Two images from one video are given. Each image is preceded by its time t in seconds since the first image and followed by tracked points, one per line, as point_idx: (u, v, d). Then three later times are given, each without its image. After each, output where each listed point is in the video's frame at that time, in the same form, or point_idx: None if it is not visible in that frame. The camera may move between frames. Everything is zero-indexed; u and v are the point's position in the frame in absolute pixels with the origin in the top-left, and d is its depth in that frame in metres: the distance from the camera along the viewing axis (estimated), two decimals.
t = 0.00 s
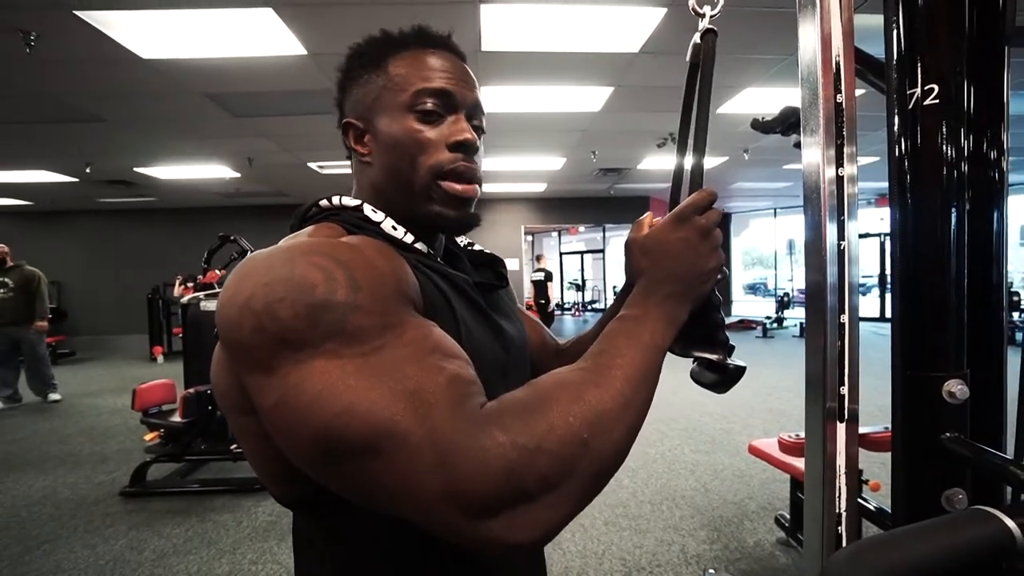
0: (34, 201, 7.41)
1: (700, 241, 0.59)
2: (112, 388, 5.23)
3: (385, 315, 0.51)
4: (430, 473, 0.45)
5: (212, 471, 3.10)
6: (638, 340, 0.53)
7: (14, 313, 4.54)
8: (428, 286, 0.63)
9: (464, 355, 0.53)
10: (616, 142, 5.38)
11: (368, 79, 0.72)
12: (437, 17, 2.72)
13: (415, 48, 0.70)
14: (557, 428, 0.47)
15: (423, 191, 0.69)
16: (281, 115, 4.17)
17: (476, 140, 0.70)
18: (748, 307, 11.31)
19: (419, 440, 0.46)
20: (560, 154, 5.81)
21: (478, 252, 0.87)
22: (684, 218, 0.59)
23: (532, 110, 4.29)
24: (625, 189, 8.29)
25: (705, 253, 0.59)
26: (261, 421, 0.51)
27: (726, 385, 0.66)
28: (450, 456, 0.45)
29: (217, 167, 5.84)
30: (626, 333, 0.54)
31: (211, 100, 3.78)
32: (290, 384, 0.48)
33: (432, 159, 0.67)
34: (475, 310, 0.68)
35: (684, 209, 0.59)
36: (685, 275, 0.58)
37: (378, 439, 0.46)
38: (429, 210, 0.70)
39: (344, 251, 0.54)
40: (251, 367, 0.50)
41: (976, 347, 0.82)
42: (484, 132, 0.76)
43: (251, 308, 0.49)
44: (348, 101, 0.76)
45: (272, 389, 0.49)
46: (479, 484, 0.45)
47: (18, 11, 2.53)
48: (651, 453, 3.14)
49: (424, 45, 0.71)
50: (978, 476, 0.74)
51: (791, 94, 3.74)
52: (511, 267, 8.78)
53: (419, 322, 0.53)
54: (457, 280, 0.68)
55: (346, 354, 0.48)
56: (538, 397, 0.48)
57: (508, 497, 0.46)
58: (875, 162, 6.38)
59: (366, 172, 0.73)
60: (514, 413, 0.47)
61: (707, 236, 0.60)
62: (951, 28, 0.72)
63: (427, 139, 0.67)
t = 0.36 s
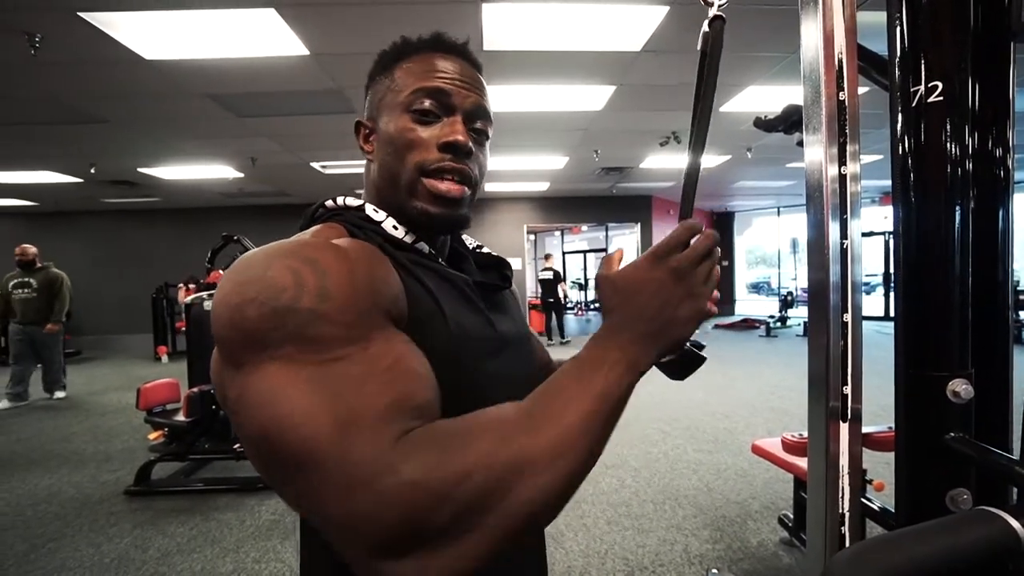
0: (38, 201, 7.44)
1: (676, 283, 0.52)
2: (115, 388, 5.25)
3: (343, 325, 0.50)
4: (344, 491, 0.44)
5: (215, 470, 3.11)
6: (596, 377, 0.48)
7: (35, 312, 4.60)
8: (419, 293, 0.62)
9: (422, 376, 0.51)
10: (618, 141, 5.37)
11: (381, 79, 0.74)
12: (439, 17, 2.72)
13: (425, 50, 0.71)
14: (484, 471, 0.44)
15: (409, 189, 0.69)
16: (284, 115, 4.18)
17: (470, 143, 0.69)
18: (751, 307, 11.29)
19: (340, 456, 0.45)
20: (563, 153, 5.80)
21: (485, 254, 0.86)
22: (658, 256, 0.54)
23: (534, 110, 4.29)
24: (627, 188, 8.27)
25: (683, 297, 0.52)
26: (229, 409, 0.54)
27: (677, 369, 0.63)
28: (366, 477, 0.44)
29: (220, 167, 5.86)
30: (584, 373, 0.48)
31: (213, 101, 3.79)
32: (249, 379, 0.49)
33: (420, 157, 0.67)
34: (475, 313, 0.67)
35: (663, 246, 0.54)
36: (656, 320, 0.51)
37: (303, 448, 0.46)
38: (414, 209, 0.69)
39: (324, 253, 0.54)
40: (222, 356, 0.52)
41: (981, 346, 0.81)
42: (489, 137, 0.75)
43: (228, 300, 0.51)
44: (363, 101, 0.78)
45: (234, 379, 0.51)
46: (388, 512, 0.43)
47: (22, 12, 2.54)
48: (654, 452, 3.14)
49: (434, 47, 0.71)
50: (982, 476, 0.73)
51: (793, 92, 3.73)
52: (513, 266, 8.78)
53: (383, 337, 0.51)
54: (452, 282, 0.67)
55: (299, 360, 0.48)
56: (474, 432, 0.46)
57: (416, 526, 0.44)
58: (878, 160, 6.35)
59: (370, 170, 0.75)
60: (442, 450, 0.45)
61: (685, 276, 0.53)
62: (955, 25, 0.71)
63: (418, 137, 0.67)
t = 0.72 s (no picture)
0: (43, 202, 7.48)
1: (618, 420, 0.43)
2: (119, 388, 5.27)
3: (284, 367, 0.50)
4: (212, 516, 0.45)
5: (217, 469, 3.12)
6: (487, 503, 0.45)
7: (48, 312, 4.64)
8: (409, 291, 0.62)
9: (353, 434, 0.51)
10: (620, 141, 5.36)
11: (392, 83, 0.73)
12: (442, 18, 2.73)
13: (439, 57, 0.70)
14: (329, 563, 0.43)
15: (424, 201, 0.69)
16: (287, 116, 4.19)
17: (482, 156, 0.70)
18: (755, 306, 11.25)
19: (224, 488, 0.46)
20: (565, 153, 5.80)
21: (496, 260, 0.86)
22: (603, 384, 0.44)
23: (536, 110, 4.29)
24: (630, 188, 8.26)
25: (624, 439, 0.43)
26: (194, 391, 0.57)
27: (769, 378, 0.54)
28: (233, 513, 0.45)
29: (223, 168, 5.88)
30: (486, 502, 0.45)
31: (215, 102, 3.80)
32: (198, 370, 0.52)
33: (435, 172, 0.68)
34: (475, 316, 0.67)
35: (615, 368, 0.44)
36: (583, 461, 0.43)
37: (198, 463, 0.47)
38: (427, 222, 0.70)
39: (307, 276, 0.54)
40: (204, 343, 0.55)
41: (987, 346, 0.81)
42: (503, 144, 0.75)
43: (210, 295, 0.54)
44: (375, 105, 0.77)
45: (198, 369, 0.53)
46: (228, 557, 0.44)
47: (25, 15, 2.55)
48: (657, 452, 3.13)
49: (450, 56, 0.71)
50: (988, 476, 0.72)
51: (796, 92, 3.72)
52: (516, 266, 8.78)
53: (328, 386, 0.51)
54: (452, 290, 0.67)
55: (237, 382, 0.50)
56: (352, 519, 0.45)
57: None
58: (880, 160, 6.33)
59: (384, 175, 0.75)
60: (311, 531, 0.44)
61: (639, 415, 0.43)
62: (959, 22, 0.71)
63: (433, 150, 0.68)
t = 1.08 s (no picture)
0: (49, 205, 7.54)
1: (603, 537, 0.40)
2: (124, 389, 5.30)
3: (254, 377, 0.51)
4: (172, 517, 0.47)
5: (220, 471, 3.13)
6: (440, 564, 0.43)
7: (50, 314, 4.69)
8: (398, 296, 0.61)
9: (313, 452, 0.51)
10: (623, 143, 5.36)
11: (399, 88, 0.73)
12: (445, 21, 2.74)
13: (445, 61, 0.70)
14: None
15: (417, 207, 0.69)
16: (290, 118, 4.21)
17: (476, 163, 0.69)
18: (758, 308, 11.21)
19: (184, 493, 0.47)
20: (568, 155, 5.81)
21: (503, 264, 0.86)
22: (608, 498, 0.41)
23: (539, 112, 4.29)
24: (633, 190, 8.25)
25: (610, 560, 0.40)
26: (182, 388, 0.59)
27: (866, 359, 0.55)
28: (190, 517, 0.46)
29: (227, 171, 5.91)
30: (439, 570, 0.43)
31: (219, 105, 3.83)
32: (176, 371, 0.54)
33: (427, 177, 0.68)
34: (468, 323, 0.66)
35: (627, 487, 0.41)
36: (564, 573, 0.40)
37: (161, 465, 0.48)
38: (418, 227, 0.70)
39: (285, 285, 0.55)
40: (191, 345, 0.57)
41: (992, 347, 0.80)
42: (504, 150, 0.74)
43: (199, 298, 0.56)
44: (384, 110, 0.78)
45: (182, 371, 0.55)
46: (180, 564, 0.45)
47: (31, 19, 2.57)
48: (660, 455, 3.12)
49: (454, 59, 0.70)
50: (992, 481, 0.71)
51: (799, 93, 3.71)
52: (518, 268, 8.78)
53: (296, 399, 0.51)
54: (446, 294, 0.66)
55: (207, 387, 0.50)
56: (299, 542, 0.44)
57: None
58: (885, 161, 6.30)
59: (385, 179, 0.76)
60: (259, 552, 0.44)
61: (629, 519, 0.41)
62: (959, 25, 0.71)
63: (425, 155, 0.68)
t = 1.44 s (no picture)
0: (54, 206, 7.58)
1: None
2: (128, 389, 5.33)
3: (241, 383, 0.51)
4: (159, 521, 0.48)
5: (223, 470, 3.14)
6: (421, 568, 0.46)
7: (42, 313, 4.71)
8: (387, 299, 0.61)
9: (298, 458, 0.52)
10: (626, 143, 5.36)
11: (383, 91, 0.71)
12: (446, 21, 2.74)
13: (432, 62, 0.69)
14: None
15: (430, 214, 0.68)
16: (292, 119, 4.22)
17: (486, 164, 0.69)
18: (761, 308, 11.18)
19: (173, 496, 0.48)
20: (570, 155, 5.80)
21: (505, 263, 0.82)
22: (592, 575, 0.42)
23: (540, 112, 4.30)
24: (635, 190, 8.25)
25: None
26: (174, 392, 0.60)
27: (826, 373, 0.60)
28: (178, 523, 0.47)
29: (230, 172, 5.93)
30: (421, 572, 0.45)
31: (222, 106, 3.84)
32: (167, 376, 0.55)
33: (444, 183, 0.67)
34: (463, 326, 0.66)
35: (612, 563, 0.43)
36: None
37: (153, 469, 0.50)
38: (434, 234, 0.70)
39: (273, 291, 0.56)
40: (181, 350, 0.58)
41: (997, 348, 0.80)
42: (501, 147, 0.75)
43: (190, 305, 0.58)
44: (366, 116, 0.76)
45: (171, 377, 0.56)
46: (170, 567, 0.46)
47: (37, 22, 2.59)
48: (663, 455, 3.12)
49: (442, 59, 0.70)
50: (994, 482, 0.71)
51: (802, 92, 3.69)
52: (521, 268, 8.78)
53: (284, 406, 0.53)
54: (440, 298, 0.66)
55: (195, 393, 0.52)
56: (285, 550, 0.46)
57: None
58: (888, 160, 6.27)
59: (381, 185, 0.74)
60: (247, 560, 0.45)
61: None
62: (962, 23, 0.70)
63: (436, 162, 0.67)
